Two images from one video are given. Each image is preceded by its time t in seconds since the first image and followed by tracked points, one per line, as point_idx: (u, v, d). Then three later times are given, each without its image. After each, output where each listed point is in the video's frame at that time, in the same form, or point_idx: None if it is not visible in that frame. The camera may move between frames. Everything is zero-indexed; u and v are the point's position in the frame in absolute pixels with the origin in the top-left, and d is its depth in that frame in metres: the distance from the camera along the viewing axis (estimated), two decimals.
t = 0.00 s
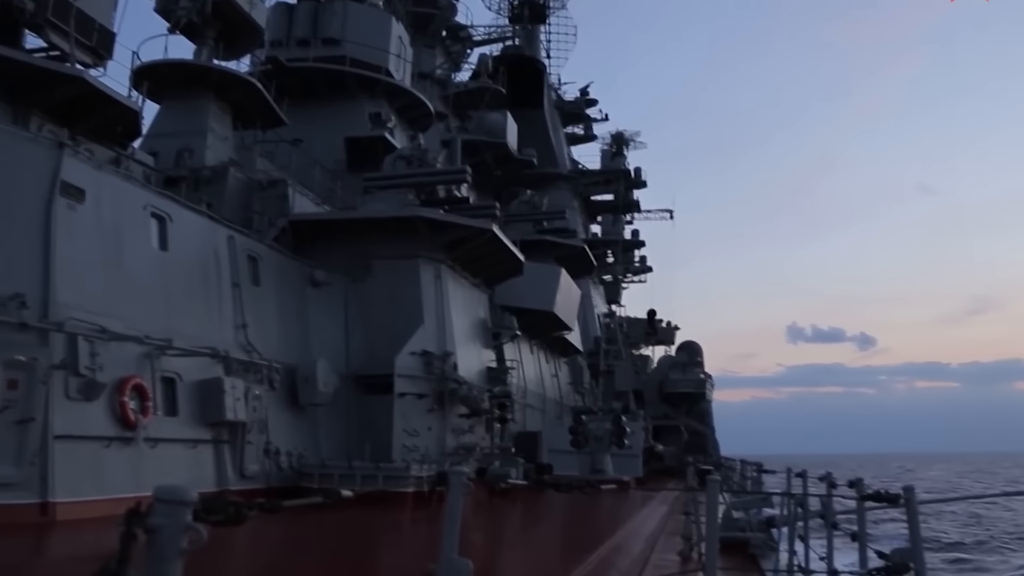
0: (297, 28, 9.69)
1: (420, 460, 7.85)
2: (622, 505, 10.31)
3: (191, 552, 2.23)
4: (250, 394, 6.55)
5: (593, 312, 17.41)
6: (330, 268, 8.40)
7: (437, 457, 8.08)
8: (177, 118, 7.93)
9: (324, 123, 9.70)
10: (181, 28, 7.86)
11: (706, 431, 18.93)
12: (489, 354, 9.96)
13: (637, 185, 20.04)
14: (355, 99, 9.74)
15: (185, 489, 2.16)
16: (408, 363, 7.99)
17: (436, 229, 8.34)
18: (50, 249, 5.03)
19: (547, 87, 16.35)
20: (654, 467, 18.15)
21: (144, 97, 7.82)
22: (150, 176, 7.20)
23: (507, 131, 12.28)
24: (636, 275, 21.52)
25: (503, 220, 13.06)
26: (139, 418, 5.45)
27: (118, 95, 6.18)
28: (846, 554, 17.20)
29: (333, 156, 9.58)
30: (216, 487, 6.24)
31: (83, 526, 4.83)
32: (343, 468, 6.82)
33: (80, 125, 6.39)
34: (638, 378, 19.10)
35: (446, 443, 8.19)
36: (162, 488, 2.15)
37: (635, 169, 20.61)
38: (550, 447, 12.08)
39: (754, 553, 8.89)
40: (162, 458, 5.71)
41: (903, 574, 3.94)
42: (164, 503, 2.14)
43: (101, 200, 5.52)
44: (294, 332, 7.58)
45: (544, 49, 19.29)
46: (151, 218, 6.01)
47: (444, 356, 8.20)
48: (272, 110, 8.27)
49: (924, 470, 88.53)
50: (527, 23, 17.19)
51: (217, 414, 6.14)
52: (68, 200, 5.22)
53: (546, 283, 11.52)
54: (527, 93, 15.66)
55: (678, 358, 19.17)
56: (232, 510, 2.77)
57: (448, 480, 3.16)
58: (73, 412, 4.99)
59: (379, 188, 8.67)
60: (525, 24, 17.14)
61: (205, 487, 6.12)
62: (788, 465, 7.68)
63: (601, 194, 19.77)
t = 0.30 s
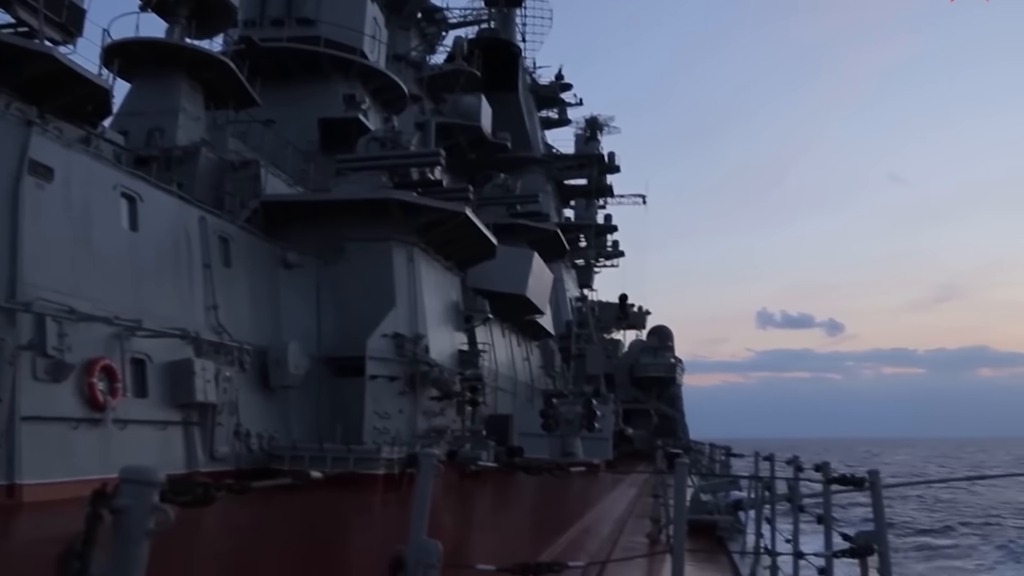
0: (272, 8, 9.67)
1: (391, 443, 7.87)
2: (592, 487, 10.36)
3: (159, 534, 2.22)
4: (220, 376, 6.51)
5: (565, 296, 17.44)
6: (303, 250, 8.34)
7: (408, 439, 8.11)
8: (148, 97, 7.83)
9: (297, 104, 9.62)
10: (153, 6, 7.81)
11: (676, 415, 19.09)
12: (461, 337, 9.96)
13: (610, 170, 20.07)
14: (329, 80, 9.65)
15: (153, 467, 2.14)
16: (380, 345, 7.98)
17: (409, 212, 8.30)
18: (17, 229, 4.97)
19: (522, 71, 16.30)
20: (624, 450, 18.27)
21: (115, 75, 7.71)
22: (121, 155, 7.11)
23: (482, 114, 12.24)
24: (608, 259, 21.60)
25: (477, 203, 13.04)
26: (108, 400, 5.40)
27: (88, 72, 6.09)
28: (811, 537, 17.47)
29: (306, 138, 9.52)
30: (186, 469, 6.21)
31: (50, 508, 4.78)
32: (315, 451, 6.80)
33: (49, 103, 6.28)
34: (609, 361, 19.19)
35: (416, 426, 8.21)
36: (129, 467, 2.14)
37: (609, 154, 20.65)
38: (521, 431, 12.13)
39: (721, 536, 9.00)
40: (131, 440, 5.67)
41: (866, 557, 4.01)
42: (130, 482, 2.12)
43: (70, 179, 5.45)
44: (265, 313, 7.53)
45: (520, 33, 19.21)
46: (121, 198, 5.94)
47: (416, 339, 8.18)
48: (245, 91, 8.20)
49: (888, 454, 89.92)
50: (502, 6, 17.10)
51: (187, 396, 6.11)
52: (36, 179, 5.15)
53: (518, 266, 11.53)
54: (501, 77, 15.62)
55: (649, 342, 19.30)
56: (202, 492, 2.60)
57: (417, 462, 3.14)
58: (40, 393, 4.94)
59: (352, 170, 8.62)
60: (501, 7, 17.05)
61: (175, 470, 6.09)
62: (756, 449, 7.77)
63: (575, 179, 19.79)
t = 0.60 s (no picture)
0: None
1: (363, 426, 7.87)
2: (564, 471, 10.41)
3: (125, 517, 2.05)
4: (192, 358, 6.47)
5: (538, 280, 17.45)
6: (276, 233, 8.29)
7: (380, 422, 8.12)
8: (120, 76, 7.73)
9: (271, 86, 9.54)
10: None
11: (647, 399, 19.22)
12: (434, 321, 9.95)
13: (585, 155, 20.09)
14: (303, 61, 9.57)
15: (123, 448, 1.96)
16: (353, 329, 7.96)
17: (383, 195, 8.26)
18: None
19: (498, 55, 16.25)
20: (595, 434, 18.37)
21: (85, 53, 7.60)
22: (91, 135, 7.02)
23: (457, 98, 12.19)
24: (582, 244, 21.65)
25: (451, 187, 13.03)
26: (77, 382, 5.35)
27: (58, 50, 6.01)
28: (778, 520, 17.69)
29: (280, 120, 9.45)
30: (156, 452, 6.18)
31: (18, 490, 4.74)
32: (286, 433, 6.77)
33: (18, 82, 6.19)
34: (581, 346, 19.26)
35: (389, 409, 8.22)
36: (96, 449, 1.96)
37: (584, 139, 20.67)
38: (493, 414, 12.16)
39: (691, 519, 9.08)
40: (100, 423, 5.64)
41: (832, 539, 4.06)
42: (97, 464, 1.94)
43: (39, 158, 5.38)
44: (237, 296, 7.49)
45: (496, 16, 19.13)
46: (91, 178, 5.87)
47: (389, 322, 8.17)
48: (218, 71, 8.12)
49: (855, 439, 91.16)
50: None
51: (158, 378, 6.06)
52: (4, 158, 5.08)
53: (492, 250, 11.51)
54: (477, 60, 15.55)
55: (622, 327, 19.37)
56: (169, 474, 2.39)
57: (388, 445, 2.81)
58: (8, 375, 4.89)
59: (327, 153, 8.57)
60: None
61: (145, 453, 6.07)
62: (726, 434, 7.83)
63: (549, 164, 19.79)
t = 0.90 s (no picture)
0: None
1: (329, 406, 7.87)
2: (529, 450, 10.47)
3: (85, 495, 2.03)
4: (156, 337, 6.41)
5: (505, 261, 17.45)
6: (242, 211, 8.20)
7: (346, 402, 8.13)
8: (83, 50, 7.59)
9: (238, 62, 9.43)
10: None
11: (612, 380, 19.35)
12: (401, 301, 9.94)
13: (553, 137, 20.09)
14: (270, 38, 9.46)
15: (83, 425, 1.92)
16: (319, 309, 7.93)
17: (351, 174, 8.20)
18: None
19: (467, 35, 16.16)
20: (561, 414, 18.48)
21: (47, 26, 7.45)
22: (53, 110, 6.88)
23: (426, 77, 12.12)
24: (549, 226, 21.69)
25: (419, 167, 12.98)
26: (39, 360, 5.27)
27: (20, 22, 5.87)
28: (739, 501, 17.92)
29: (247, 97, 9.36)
30: (119, 431, 6.14)
31: None
32: (251, 413, 6.73)
33: None
34: (548, 327, 19.34)
35: (355, 388, 8.23)
36: (55, 426, 1.91)
37: (553, 120, 20.67)
38: (459, 394, 12.20)
39: (654, 499, 9.18)
40: (63, 402, 5.59)
41: (793, 518, 4.13)
42: (57, 443, 1.89)
43: None
44: (201, 274, 7.42)
45: None
46: (53, 154, 5.77)
47: (356, 302, 8.14)
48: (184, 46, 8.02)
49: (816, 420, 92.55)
50: None
51: (122, 357, 6.00)
52: None
53: (459, 231, 11.49)
54: (447, 39, 15.46)
55: (589, 309, 19.45)
56: (131, 452, 2.54)
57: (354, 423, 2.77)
58: None
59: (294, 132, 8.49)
60: None
61: (108, 433, 6.03)
62: (689, 415, 7.91)
63: (518, 145, 19.77)
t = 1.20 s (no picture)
0: None
1: (297, 388, 7.86)
2: (498, 432, 10.51)
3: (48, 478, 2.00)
4: (122, 318, 6.34)
5: (476, 243, 17.43)
6: (210, 191, 8.12)
7: (315, 384, 8.11)
8: (47, 26, 7.45)
9: (206, 40, 9.31)
10: None
11: (582, 363, 19.43)
12: (371, 283, 9.90)
13: (524, 119, 20.05)
14: (239, 16, 9.35)
15: (44, 407, 1.91)
16: (288, 290, 7.89)
17: (321, 154, 8.13)
18: None
19: (439, 16, 16.07)
20: (530, 397, 18.56)
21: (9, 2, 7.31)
22: (17, 86, 6.77)
23: (397, 58, 12.04)
24: (519, 208, 21.69)
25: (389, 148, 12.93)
26: None
27: None
28: (706, 482, 18.11)
29: (215, 76, 9.26)
30: (85, 413, 6.08)
31: None
32: (218, 395, 6.69)
33: None
34: (517, 310, 19.38)
35: (324, 370, 8.21)
36: (16, 407, 1.89)
37: (524, 103, 20.63)
38: (428, 376, 12.21)
39: (623, 481, 9.24)
40: (26, 383, 5.55)
41: (758, 499, 4.18)
42: (17, 424, 1.87)
43: None
44: (168, 255, 7.35)
45: None
46: (16, 132, 5.68)
47: (325, 284, 8.09)
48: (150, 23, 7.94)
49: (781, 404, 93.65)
50: None
51: (87, 339, 5.93)
52: None
53: (430, 212, 11.44)
54: (418, 20, 15.35)
55: (558, 291, 19.50)
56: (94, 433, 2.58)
57: (322, 406, 2.76)
58: None
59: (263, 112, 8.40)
60: None
61: (73, 415, 5.97)
62: (658, 397, 7.97)
63: (489, 127, 19.72)
